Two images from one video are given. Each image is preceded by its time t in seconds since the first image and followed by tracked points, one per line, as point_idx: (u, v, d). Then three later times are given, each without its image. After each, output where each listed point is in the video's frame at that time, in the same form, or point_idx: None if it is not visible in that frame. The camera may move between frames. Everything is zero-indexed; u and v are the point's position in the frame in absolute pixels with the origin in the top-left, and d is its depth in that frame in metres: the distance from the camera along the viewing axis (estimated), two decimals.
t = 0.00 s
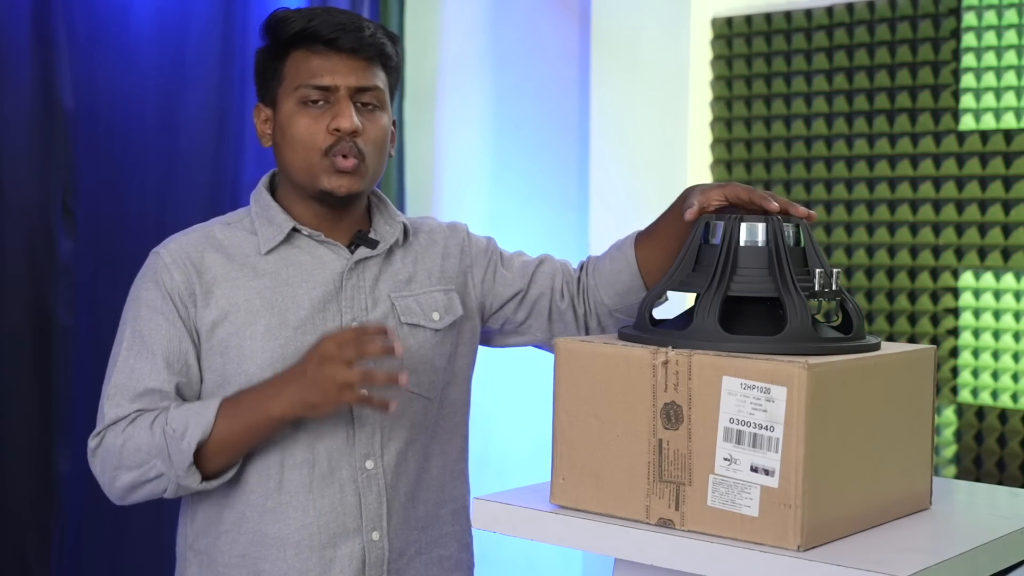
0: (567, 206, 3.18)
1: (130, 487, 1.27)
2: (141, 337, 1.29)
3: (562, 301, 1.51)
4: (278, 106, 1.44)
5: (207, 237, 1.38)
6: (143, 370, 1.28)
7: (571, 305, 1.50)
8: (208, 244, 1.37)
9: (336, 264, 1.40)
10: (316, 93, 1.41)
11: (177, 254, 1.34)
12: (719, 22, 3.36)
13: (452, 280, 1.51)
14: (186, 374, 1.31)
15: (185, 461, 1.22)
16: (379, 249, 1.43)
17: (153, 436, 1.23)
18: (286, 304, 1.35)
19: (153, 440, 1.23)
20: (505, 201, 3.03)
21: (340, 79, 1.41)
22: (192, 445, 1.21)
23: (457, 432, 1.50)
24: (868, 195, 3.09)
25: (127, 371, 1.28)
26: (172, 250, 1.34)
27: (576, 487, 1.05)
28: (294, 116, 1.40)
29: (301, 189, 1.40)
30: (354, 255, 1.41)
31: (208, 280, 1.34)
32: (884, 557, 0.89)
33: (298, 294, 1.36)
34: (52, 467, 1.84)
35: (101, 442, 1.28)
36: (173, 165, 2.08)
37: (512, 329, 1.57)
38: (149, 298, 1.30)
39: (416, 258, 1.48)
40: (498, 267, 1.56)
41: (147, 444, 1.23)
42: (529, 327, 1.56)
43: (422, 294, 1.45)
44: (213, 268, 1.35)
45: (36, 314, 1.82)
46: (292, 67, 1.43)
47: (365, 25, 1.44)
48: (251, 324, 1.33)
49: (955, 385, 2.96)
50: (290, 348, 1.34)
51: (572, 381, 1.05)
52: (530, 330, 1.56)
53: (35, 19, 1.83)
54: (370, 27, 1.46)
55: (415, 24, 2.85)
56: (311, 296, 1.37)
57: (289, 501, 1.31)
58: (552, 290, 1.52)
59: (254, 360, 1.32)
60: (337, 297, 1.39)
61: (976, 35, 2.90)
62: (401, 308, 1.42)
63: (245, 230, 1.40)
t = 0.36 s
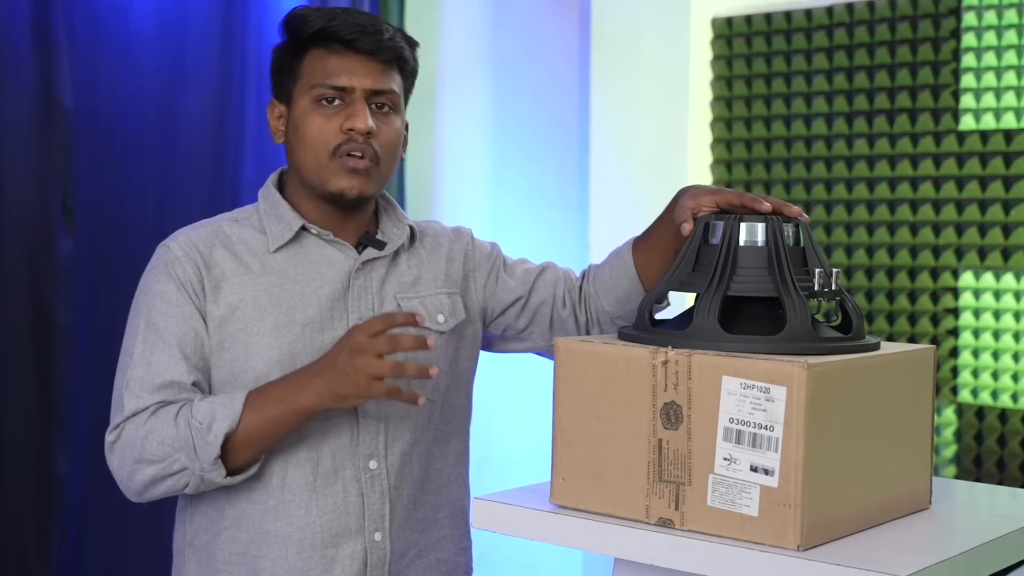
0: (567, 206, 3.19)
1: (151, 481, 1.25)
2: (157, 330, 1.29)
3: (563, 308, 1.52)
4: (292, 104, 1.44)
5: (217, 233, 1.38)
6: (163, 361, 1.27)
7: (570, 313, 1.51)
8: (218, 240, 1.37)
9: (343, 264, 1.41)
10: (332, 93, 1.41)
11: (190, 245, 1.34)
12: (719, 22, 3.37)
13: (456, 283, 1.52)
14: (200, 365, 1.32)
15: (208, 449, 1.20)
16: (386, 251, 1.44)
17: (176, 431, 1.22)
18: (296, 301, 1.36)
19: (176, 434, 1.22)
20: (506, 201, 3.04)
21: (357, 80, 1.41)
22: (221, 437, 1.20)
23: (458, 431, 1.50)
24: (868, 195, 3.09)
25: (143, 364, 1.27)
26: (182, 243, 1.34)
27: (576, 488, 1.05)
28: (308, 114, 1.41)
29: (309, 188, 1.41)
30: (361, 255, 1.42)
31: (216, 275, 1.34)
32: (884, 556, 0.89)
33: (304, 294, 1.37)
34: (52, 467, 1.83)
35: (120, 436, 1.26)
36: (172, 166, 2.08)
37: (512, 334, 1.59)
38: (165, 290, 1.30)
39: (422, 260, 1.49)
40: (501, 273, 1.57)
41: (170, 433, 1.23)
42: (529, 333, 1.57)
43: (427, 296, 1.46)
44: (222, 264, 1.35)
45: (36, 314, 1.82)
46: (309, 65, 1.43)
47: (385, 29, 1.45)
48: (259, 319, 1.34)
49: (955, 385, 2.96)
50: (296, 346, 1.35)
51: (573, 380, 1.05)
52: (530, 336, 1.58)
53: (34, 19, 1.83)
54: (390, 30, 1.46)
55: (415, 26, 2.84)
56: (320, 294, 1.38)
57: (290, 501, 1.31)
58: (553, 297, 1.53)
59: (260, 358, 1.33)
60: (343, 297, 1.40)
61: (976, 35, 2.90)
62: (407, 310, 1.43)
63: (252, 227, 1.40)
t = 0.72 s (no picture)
0: (566, 207, 3.20)
1: (183, 471, 1.24)
2: (176, 313, 1.29)
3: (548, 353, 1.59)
4: (298, 103, 1.45)
5: (219, 229, 1.38)
6: (184, 344, 1.27)
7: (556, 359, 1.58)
8: (220, 236, 1.37)
9: (343, 267, 1.41)
10: (336, 97, 1.42)
11: (195, 237, 1.35)
12: (719, 22, 3.35)
13: (459, 301, 1.55)
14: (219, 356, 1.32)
15: (264, 445, 1.22)
16: (387, 256, 1.44)
17: (224, 423, 1.22)
18: (294, 302, 1.36)
19: (224, 425, 1.22)
20: (506, 200, 3.04)
21: (362, 86, 1.41)
22: (277, 435, 1.21)
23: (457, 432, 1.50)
24: (868, 195, 3.09)
25: (165, 347, 1.27)
26: (189, 234, 1.35)
27: (576, 487, 1.05)
28: (311, 115, 1.41)
29: (306, 190, 1.42)
30: (362, 259, 1.42)
31: (216, 271, 1.34)
32: (884, 556, 0.89)
33: (303, 296, 1.37)
34: (51, 467, 1.83)
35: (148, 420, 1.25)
36: (172, 165, 2.08)
37: (496, 370, 1.62)
38: (179, 277, 1.31)
39: (425, 267, 1.51)
40: (506, 305, 1.62)
41: (212, 420, 1.23)
42: (514, 372, 1.61)
43: (430, 307, 1.48)
44: (221, 260, 1.35)
45: (36, 313, 1.82)
46: (317, 68, 1.43)
47: (394, 34, 1.44)
48: (257, 318, 1.34)
49: (955, 385, 2.96)
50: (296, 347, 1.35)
51: (573, 379, 1.05)
52: (514, 376, 1.62)
53: (34, 18, 1.83)
54: (399, 36, 1.45)
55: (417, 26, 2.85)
56: (320, 297, 1.38)
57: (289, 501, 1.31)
58: (544, 341, 1.60)
59: (258, 358, 1.33)
60: (342, 301, 1.40)
61: (976, 35, 2.90)
62: (409, 319, 1.45)
63: (253, 227, 1.41)
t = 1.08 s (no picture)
0: (566, 207, 3.19)
1: (191, 478, 1.24)
2: (181, 316, 1.29)
3: (536, 368, 1.60)
4: (294, 99, 1.46)
5: (223, 230, 1.38)
6: (190, 349, 1.27)
7: (542, 374, 1.60)
8: (224, 237, 1.37)
9: (347, 269, 1.41)
10: (329, 89, 1.42)
11: (198, 238, 1.35)
12: (719, 22, 3.34)
13: (457, 305, 1.55)
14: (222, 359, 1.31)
15: (274, 453, 1.23)
16: (391, 257, 1.45)
17: (234, 429, 1.23)
18: (299, 304, 1.36)
19: (233, 432, 1.23)
20: (506, 201, 3.04)
21: (353, 77, 1.42)
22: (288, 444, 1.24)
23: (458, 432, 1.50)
24: (868, 195, 3.09)
25: (170, 352, 1.27)
26: (191, 235, 1.34)
27: (576, 488, 1.05)
28: (304, 109, 1.42)
29: (302, 183, 1.42)
30: (365, 260, 1.43)
31: (221, 273, 1.34)
32: (883, 556, 0.89)
33: (309, 297, 1.37)
34: (51, 467, 1.83)
35: (156, 428, 1.24)
36: (172, 165, 2.09)
37: (481, 379, 1.61)
38: (183, 279, 1.31)
39: (427, 269, 1.51)
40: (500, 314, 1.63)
41: (219, 428, 1.23)
42: (500, 383, 1.61)
43: (432, 310, 1.48)
44: (226, 261, 1.35)
45: (35, 314, 1.82)
46: (311, 62, 1.44)
47: (387, 26, 1.45)
48: (265, 321, 1.34)
49: (955, 385, 2.96)
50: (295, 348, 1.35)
51: (573, 380, 1.05)
52: (499, 387, 1.61)
53: (34, 18, 1.83)
54: (393, 29, 1.46)
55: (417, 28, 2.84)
56: (326, 297, 1.38)
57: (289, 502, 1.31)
58: (534, 356, 1.61)
59: (258, 360, 1.33)
60: (347, 303, 1.40)
61: (976, 35, 2.90)
62: (412, 321, 1.45)
63: (255, 227, 1.40)
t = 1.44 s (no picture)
0: (566, 207, 3.19)
1: (182, 487, 1.25)
2: (171, 325, 1.29)
3: (518, 379, 1.60)
4: (287, 100, 1.46)
5: (214, 235, 1.38)
6: (180, 357, 1.27)
7: (524, 385, 1.59)
8: (215, 243, 1.37)
9: (339, 271, 1.41)
10: (323, 91, 1.42)
11: (189, 246, 1.35)
12: (719, 22, 3.34)
13: (451, 308, 1.55)
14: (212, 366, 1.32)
15: (262, 462, 1.24)
16: (383, 259, 1.45)
17: (223, 439, 1.23)
18: (290, 308, 1.36)
19: (221, 442, 1.23)
20: (506, 201, 3.05)
21: (348, 78, 1.42)
22: (275, 453, 1.24)
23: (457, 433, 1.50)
24: (868, 195, 3.09)
25: (160, 361, 1.27)
26: (181, 243, 1.35)
27: (576, 488, 1.05)
28: (299, 111, 1.42)
29: (298, 185, 1.43)
30: (357, 263, 1.43)
31: (212, 279, 1.34)
32: (884, 556, 0.89)
33: (300, 301, 1.37)
34: (50, 467, 1.83)
35: (145, 437, 1.25)
36: (172, 166, 2.09)
37: (465, 386, 1.59)
38: (173, 288, 1.31)
39: (421, 272, 1.51)
40: (492, 321, 1.63)
41: (208, 438, 1.24)
42: (482, 391, 1.59)
43: (426, 312, 1.48)
44: (216, 267, 1.35)
45: (35, 314, 1.82)
46: (303, 63, 1.44)
47: (379, 26, 1.45)
48: (254, 327, 1.34)
49: (955, 385, 2.96)
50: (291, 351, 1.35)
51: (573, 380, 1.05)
52: (480, 395, 1.60)
53: (34, 19, 1.83)
54: (385, 28, 1.46)
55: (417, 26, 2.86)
56: (316, 302, 1.38)
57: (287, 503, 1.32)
58: (518, 365, 1.61)
59: (254, 363, 1.33)
60: (340, 306, 1.40)
61: (976, 35, 2.90)
62: (405, 324, 1.45)
63: (245, 231, 1.41)
